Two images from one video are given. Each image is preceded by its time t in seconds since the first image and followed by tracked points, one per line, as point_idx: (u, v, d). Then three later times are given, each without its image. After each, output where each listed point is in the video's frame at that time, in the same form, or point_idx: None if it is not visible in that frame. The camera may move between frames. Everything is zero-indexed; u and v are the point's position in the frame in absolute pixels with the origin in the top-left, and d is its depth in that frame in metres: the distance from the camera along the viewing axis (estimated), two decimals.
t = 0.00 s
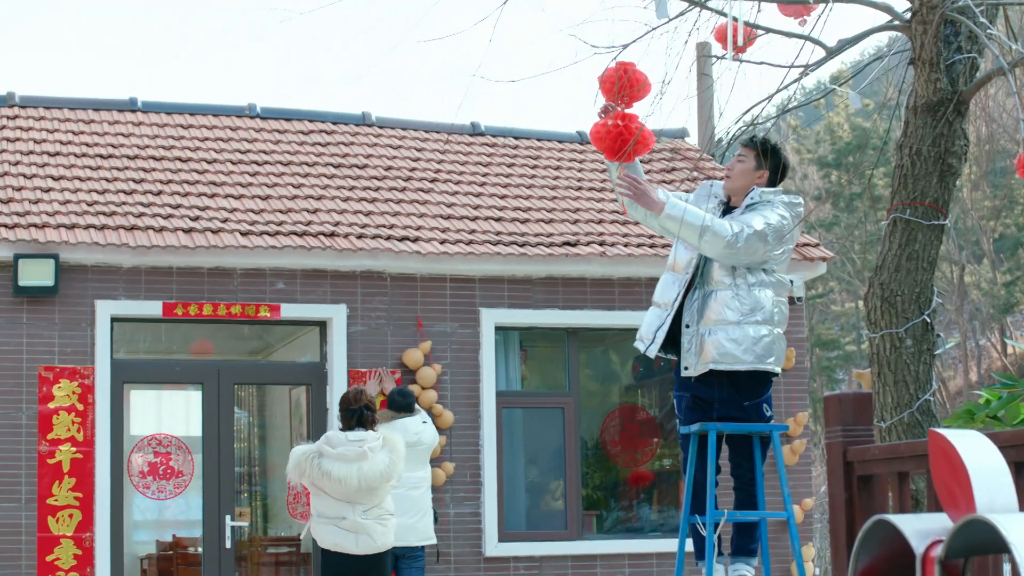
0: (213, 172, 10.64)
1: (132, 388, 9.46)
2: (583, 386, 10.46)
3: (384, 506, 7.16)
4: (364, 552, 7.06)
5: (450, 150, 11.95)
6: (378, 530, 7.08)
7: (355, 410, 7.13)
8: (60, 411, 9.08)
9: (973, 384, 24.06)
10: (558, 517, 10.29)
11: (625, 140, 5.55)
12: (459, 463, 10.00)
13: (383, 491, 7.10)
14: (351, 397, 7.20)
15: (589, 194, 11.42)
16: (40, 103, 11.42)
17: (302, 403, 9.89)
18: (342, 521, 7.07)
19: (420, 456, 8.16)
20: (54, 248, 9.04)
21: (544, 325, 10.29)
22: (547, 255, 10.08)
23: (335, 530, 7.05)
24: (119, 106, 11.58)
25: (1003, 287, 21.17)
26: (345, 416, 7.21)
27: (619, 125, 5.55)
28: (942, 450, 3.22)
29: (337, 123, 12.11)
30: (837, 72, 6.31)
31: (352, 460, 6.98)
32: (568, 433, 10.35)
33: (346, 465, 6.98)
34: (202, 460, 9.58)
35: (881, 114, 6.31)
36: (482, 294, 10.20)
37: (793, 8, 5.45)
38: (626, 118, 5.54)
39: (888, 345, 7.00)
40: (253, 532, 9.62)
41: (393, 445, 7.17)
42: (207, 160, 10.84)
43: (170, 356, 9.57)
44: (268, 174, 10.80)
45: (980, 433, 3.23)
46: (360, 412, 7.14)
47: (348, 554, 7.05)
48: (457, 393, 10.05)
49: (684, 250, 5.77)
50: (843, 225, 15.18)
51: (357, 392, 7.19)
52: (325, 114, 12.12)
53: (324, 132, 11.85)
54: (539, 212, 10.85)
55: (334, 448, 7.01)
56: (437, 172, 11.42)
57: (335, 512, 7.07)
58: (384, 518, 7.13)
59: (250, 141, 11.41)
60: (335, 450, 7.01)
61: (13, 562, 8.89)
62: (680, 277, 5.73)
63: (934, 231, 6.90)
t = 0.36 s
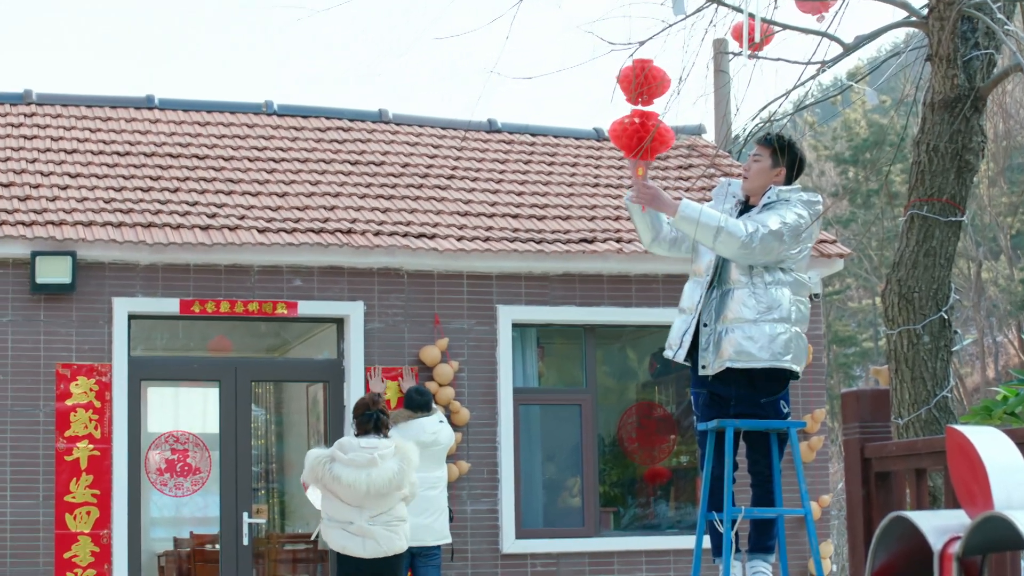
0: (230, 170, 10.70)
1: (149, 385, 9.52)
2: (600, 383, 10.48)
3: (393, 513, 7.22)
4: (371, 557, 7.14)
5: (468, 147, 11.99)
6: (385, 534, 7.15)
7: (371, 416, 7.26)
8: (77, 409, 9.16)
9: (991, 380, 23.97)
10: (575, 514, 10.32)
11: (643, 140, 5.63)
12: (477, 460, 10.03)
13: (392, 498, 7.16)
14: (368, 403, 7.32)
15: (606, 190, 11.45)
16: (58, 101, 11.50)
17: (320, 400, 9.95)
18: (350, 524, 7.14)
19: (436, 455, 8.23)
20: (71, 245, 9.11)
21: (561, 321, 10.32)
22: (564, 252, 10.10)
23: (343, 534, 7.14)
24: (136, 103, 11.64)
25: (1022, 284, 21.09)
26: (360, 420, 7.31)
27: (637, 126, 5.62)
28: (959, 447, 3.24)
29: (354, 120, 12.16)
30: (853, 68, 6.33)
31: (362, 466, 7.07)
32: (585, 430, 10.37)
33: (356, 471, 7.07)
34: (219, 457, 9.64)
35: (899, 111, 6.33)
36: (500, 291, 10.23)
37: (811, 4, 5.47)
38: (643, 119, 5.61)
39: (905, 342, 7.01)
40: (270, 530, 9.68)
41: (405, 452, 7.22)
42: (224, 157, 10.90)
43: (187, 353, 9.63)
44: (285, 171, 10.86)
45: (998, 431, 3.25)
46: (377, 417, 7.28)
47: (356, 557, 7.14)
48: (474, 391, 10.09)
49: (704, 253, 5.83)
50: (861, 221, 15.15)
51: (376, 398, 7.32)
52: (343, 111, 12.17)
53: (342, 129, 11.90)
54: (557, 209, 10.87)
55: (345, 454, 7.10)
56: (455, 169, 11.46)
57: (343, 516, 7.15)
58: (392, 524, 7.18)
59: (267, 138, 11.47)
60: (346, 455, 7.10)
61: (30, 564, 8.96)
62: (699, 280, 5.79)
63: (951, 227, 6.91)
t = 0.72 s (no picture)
0: (247, 168, 10.76)
1: (166, 383, 9.57)
2: (618, 380, 10.50)
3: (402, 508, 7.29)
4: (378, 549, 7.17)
5: (485, 145, 12.02)
6: (394, 526, 7.18)
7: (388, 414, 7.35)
8: (94, 406, 9.23)
9: (1009, 378, 23.88)
10: (592, 512, 10.35)
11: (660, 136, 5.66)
12: (494, 458, 10.06)
13: (404, 493, 7.23)
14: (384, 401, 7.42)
15: (623, 188, 11.47)
16: (75, 99, 11.58)
17: (337, 397, 9.99)
18: (360, 514, 7.17)
19: (452, 455, 8.28)
20: (89, 243, 9.19)
21: (578, 319, 10.34)
22: (581, 249, 10.14)
23: (353, 524, 7.16)
24: (152, 101, 11.72)
25: None
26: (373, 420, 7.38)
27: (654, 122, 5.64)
28: (977, 444, 3.28)
29: (371, 118, 12.20)
30: (871, 65, 6.31)
31: (382, 457, 7.12)
32: (602, 428, 10.39)
33: (376, 463, 7.10)
34: (236, 455, 9.70)
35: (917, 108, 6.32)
36: (517, 288, 10.26)
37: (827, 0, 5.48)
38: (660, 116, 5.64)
39: (923, 339, 7.01)
40: (287, 527, 9.74)
41: (417, 451, 7.34)
42: (241, 155, 10.97)
43: (204, 351, 9.69)
44: (302, 169, 10.91)
45: (1015, 428, 3.29)
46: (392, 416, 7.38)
47: (364, 547, 7.16)
48: (491, 388, 10.12)
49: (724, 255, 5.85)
50: (878, 218, 15.13)
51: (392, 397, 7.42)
52: (359, 109, 12.22)
53: (359, 127, 11.95)
54: (574, 207, 10.90)
55: (365, 444, 7.13)
56: (472, 166, 11.49)
57: (355, 506, 7.17)
58: (401, 517, 7.23)
59: (284, 136, 11.53)
60: (366, 446, 7.13)
61: (49, 563, 9.04)
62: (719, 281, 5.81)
63: (968, 224, 6.91)
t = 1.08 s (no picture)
0: (265, 166, 10.83)
1: (184, 380, 9.64)
2: (636, 377, 10.53)
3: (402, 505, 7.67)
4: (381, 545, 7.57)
5: (502, 142, 12.06)
6: (396, 524, 7.59)
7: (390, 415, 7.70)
8: (114, 404, 9.31)
9: None
10: (611, 509, 10.38)
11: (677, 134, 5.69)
12: (512, 455, 10.10)
13: (406, 491, 7.61)
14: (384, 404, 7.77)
15: (641, 185, 11.49)
16: (94, 97, 11.66)
17: (355, 395, 10.04)
18: (365, 512, 7.56)
19: (466, 449, 8.34)
20: (107, 241, 9.27)
21: (596, 316, 10.37)
22: (599, 247, 10.16)
23: (358, 521, 7.55)
24: (170, 99, 11.80)
25: None
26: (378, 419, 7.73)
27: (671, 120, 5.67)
28: (996, 441, 3.32)
29: (388, 115, 12.24)
30: (888, 63, 6.32)
31: (387, 459, 7.48)
32: (620, 425, 10.42)
33: (382, 464, 7.48)
34: (254, 453, 9.76)
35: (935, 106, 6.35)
36: (535, 286, 10.30)
37: None
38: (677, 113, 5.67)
39: (941, 336, 7.01)
40: (306, 525, 9.80)
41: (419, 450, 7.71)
42: (259, 153, 11.04)
43: (222, 349, 9.76)
44: (320, 167, 10.97)
45: None
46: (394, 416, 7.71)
47: (367, 543, 7.56)
48: (509, 385, 10.16)
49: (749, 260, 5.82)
50: (897, 215, 15.09)
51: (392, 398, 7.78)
52: (377, 107, 12.26)
53: (376, 125, 12.00)
54: (592, 204, 10.92)
55: (371, 446, 7.48)
56: (490, 164, 11.53)
57: (359, 504, 7.56)
58: (402, 514, 7.63)
59: (302, 134, 11.59)
60: (372, 447, 7.49)
61: (68, 561, 9.13)
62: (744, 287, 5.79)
63: (987, 221, 6.90)
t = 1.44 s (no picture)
0: (281, 162, 10.88)
1: (200, 377, 9.70)
2: (651, 374, 10.55)
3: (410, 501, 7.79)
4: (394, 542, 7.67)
5: (517, 139, 12.09)
6: (409, 520, 7.70)
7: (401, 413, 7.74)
8: (128, 401, 9.38)
9: None
10: (626, 505, 10.40)
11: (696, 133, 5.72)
12: (528, 451, 10.14)
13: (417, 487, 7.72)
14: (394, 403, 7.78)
15: (656, 181, 11.51)
16: (109, 94, 11.73)
17: (370, 391, 10.09)
18: (380, 509, 7.62)
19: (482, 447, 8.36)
20: (123, 238, 9.34)
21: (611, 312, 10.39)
22: (614, 243, 10.19)
23: (372, 518, 7.60)
24: (186, 96, 11.87)
25: None
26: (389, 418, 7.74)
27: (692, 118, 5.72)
28: (1012, 438, 3.32)
29: (403, 112, 12.28)
30: (904, 58, 6.34)
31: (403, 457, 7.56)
32: (635, 421, 10.44)
33: (399, 463, 7.57)
34: (270, 449, 9.81)
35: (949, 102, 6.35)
36: (550, 282, 10.33)
37: None
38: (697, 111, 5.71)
39: (957, 333, 7.01)
40: (321, 521, 9.87)
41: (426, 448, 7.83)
42: (275, 150, 11.09)
43: (238, 346, 9.82)
44: (336, 163, 11.02)
45: None
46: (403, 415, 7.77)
47: (381, 539, 7.62)
48: (524, 381, 10.20)
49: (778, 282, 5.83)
50: (913, 211, 15.07)
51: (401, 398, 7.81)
52: (392, 104, 12.30)
53: (392, 121, 12.04)
54: (607, 200, 10.94)
55: (389, 445, 7.51)
56: (505, 160, 11.56)
57: (374, 502, 7.61)
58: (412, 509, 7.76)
59: (317, 130, 11.64)
60: (389, 447, 7.53)
61: (84, 557, 9.21)
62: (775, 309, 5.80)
63: (1002, 217, 6.92)
